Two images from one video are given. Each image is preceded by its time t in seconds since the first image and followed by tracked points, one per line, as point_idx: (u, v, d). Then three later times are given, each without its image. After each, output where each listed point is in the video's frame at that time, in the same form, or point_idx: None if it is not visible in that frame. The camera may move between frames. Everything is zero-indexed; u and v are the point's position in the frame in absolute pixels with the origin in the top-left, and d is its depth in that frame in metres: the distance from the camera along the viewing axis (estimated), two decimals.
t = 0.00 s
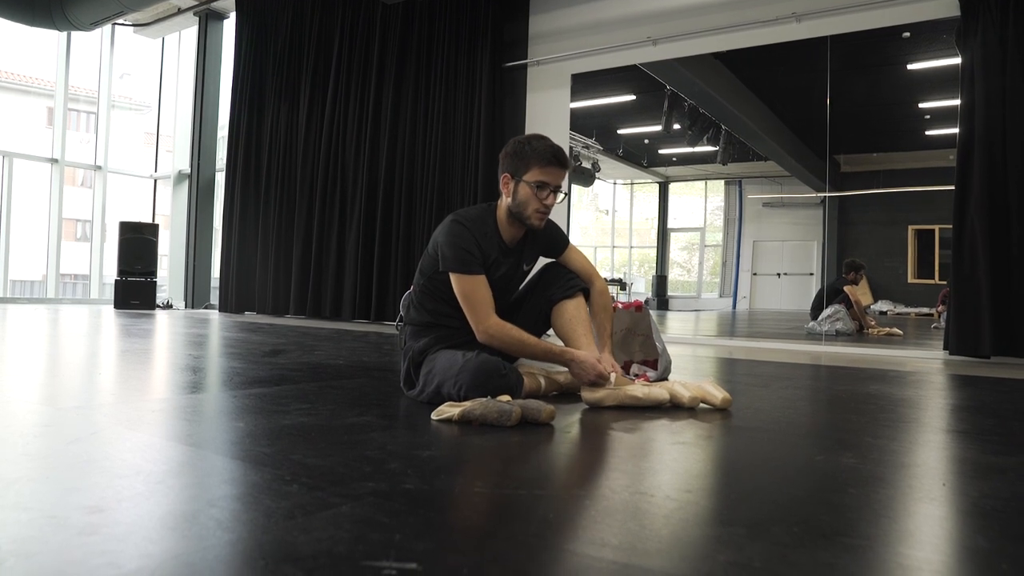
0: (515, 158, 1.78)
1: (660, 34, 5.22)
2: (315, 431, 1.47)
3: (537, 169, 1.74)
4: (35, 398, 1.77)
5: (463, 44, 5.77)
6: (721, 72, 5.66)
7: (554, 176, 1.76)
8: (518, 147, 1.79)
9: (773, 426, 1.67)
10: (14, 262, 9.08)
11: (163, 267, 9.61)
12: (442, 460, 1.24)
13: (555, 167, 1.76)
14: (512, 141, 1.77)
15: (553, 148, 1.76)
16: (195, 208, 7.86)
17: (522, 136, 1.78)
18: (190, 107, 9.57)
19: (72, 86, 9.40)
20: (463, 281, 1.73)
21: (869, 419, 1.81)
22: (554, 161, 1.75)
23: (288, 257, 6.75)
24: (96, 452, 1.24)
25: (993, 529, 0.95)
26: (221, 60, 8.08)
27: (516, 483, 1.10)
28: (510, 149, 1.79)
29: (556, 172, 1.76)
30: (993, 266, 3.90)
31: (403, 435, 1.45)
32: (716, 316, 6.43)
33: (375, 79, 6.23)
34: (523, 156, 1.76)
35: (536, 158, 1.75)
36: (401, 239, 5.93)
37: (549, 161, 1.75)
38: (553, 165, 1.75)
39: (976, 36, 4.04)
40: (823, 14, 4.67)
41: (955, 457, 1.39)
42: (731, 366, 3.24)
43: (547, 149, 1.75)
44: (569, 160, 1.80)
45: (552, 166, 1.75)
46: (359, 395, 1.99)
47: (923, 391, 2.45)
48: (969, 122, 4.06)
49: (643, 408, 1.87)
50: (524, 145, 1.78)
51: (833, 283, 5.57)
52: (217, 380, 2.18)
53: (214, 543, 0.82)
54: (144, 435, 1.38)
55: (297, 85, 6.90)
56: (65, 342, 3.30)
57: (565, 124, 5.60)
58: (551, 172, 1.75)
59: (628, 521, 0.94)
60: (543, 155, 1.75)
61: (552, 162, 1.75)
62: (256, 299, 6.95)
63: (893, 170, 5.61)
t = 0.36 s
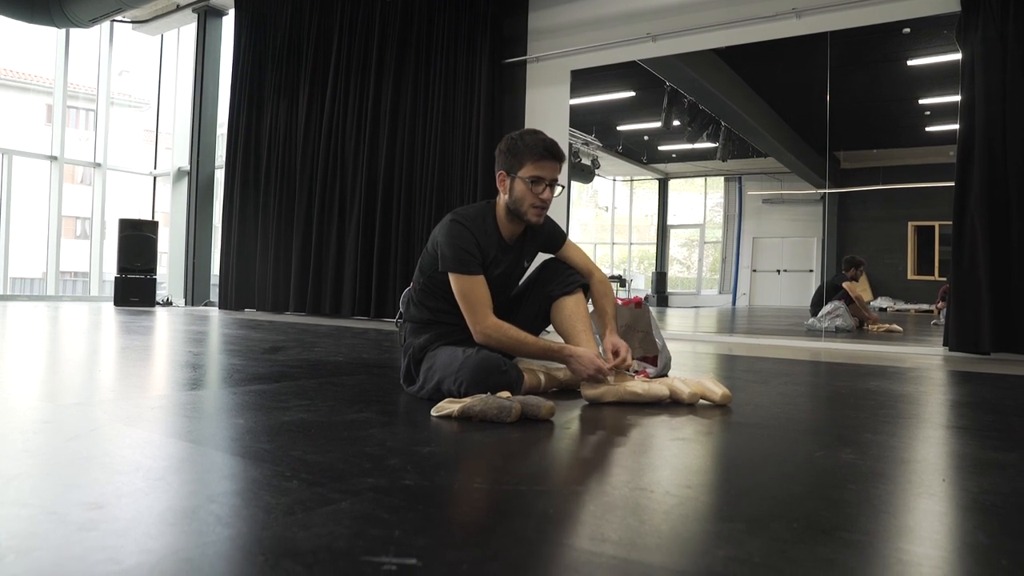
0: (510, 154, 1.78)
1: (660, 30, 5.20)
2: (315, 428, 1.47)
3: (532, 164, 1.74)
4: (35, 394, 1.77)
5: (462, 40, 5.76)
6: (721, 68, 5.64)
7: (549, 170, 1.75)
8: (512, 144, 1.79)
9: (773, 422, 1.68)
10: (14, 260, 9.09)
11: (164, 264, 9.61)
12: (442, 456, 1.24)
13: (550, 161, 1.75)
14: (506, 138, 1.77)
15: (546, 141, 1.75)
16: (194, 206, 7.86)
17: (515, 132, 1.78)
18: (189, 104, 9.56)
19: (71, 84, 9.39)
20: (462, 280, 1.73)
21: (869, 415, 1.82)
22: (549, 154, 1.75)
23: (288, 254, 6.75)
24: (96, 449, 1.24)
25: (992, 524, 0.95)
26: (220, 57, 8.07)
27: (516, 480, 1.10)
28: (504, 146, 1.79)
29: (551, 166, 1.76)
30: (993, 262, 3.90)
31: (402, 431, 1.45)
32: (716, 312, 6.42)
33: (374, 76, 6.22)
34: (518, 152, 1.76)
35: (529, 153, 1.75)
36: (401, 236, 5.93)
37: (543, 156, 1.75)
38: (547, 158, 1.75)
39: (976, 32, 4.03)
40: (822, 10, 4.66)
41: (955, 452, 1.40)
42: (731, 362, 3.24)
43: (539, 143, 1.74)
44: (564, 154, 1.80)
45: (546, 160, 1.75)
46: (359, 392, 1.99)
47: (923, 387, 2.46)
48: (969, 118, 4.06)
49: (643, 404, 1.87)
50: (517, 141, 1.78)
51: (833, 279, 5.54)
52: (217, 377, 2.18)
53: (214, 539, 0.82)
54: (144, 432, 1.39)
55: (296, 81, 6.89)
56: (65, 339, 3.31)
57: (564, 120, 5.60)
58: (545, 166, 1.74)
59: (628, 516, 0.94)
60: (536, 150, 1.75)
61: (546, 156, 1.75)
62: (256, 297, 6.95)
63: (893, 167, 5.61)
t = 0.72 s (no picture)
0: (505, 149, 1.78)
1: (659, 25, 5.18)
2: (314, 423, 1.47)
3: (527, 157, 1.75)
4: (34, 391, 1.77)
5: (462, 37, 5.75)
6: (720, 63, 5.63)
7: (544, 161, 1.76)
8: (506, 139, 1.80)
9: (772, 417, 1.68)
10: (14, 257, 9.08)
11: (163, 261, 9.61)
12: (441, 452, 1.24)
13: (545, 153, 1.76)
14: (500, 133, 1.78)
15: (539, 135, 1.76)
16: (194, 202, 7.84)
17: (509, 128, 1.79)
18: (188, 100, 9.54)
19: (69, 80, 9.38)
20: (461, 275, 1.73)
21: (869, 410, 1.81)
22: (543, 147, 1.76)
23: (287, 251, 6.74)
24: (96, 444, 1.24)
25: (990, 518, 0.95)
26: (219, 53, 8.05)
27: (515, 474, 1.10)
28: (500, 142, 1.80)
29: (546, 158, 1.76)
30: (992, 257, 3.90)
31: (402, 426, 1.45)
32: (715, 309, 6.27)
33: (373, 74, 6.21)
34: (512, 146, 1.77)
35: (523, 147, 1.76)
36: (400, 232, 5.92)
37: (537, 148, 1.76)
38: (542, 151, 1.76)
39: (976, 27, 4.02)
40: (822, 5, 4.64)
41: (954, 447, 1.39)
42: (731, 358, 3.24)
43: (533, 136, 1.75)
44: (558, 146, 1.80)
45: (541, 152, 1.75)
46: (358, 388, 1.99)
47: (923, 382, 2.45)
48: (969, 113, 4.05)
49: (642, 399, 1.86)
50: (511, 136, 1.79)
51: (832, 275, 5.55)
52: (217, 373, 2.18)
53: (214, 534, 0.82)
54: (144, 428, 1.38)
55: (296, 78, 6.87)
56: (65, 336, 3.31)
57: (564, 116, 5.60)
58: (540, 158, 1.75)
59: (627, 511, 0.94)
60: (530, 143, 1.75)
61: (540, 148, 1.76)
62: (255, 293, 6.95)
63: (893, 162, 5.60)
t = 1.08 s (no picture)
0: (504, 146, 1.79)
1: (659, 22, 5.19)
2: (315, 420, 1.48)
3: (526, 151, 1.75)
4: (36, 388, 1.77)
5: (462, 35, 5.74)
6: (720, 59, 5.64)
7: (543, 154, 1.76)
8: (505, 135, 1.80)
9: (773, 413, 1.68)
10: (15, 255, 9.09)
11: (164, 259, 9.61)
12: (442, 447, 1.24)
13: (543, 147, 1.77)
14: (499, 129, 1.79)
15: (538, 128, 1.77)
16: (195, 200, 7.85)
17: (506, 124, 1.80)
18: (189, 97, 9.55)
19: (70, 78, 9.35)
20: (461, 271, 1.73)
21: (869, 406, 1.81)
22: (541, 140, 1.76)
23: (288, 248, 6.75)
24: (97, 441, 1.24)
25: (992, 514, 0.95)
26: (219, 50, 8.03)
27: (515, 470, 1.11)
28: (499, 137, 1.80)
29: (545, 151, 1.77)
30: (993, 254, 3.90)
31: (402, 423, 1.45)
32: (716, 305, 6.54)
33: (374, 72, 6.20)
34: (511, 142, 1.78)
35: (523, 141, 1.77)
36: (401, 230, 5.92)
37: (536, 142, 1.76)
38: (540, 144, 1.76)
39: (978, 22, 4.01)
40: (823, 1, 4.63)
41: (955, 443, 1.39)
42: (731, 354, 3.24)
43: (531, 130, 1.76)
44: (557, 139, 1.81)
45: (540, 146, 1.76)
46: (358, 384, 1.99)
47: (923, 378, 2.46)
48: (970, 110, 4.04)
49: (643, 395, 1.87)
50: (510, 132, 1.80)
51: (833, 272, 5.57)
52: (218, 370, 2.18)
53: (215, 530, 0.82)
54: (145, 425, 1.39)
55: (296, 76, 6.87)
56: (65, 333, 3.31)
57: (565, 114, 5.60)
58: (539, 151, 1.75)
59: (628, 507, 0.94)
60: (529, 137, 1.76)
61: (538, 142, 1.76)
62: (256, 291, 6.95)
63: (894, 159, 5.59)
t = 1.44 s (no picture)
0: (502, 143, 1.80)
1: (660, 19, 5.18)
2: (316, 416, 1.48)
3: (525, 146, 1.76)
4: (38, 386, 1.78)
5: (462, 33, 5.74)
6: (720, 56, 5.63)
7: (542, 149, 1.77)
8: (503, 133, 1.81)
9: (773, 409, 1.68)
10: (16, 254, 9.10)
11: (164, 257, 9.62)
12: (443, 444, 1.24)
13: (542, 141, 1.78)
14: (496, 128, 1.81)
15: (536, 123, 1.78)
16: (195, 198, 7.85)
17: (503, 123, 1.81)
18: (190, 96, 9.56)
19: (71, 77, 9.35)
20: (464, 269, 1.73)
21: (869, 402, 1.81)
22: (540, 135, 1.77)
23: (289, 246, 6.75)
24: (99, 438, 1.24)
25: (993, 508, 0.95)
26: (220, 48, 8.03)
27: (516, 466, 1.11)
28: (498, 135, 1.81)
29: (544, 145, 1.78)
30: (993, 250, 3.90)
31: (404, 419, 1.45)
32: (716, 303, 6.62)
33: (374, 71, 6.20)
34: (509, 139, 1.79)
35: (522, 137, 1.78)
36: (401, 228, 5.92)
37: (535, 137, 1.77)
38: (539, 139, 1.77)
39: (979, 18, 4.00)
40: None
41: (955, 439, 1.40)
42: (732, 351, 3.24)
43: (530, 125, 1.77)
44: (555, 134, 1.82)
45: (539, 141, 1.77)
46: (359, 381, 2.00)
47: (924, 375, 2.46)
48: (971, 107, 4.04)
49: (643, 391, 1.87)
50: (508, 130, 1.81)
51: (833, 269, 5.54)
52: (219, 368, 2.18)
53: (217, 527, 0.82)
54: (147, 422, 1.39)
55: (296, 74, 6.86)
56: (67, 331, 3.32)
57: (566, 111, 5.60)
58: (538, 145, 1.76)
59: (629, 502, 0.94)
60: (528, 133, 1.77)
61: (537, 137, 1.77)
62: (257, 289, 6.96)
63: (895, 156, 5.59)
